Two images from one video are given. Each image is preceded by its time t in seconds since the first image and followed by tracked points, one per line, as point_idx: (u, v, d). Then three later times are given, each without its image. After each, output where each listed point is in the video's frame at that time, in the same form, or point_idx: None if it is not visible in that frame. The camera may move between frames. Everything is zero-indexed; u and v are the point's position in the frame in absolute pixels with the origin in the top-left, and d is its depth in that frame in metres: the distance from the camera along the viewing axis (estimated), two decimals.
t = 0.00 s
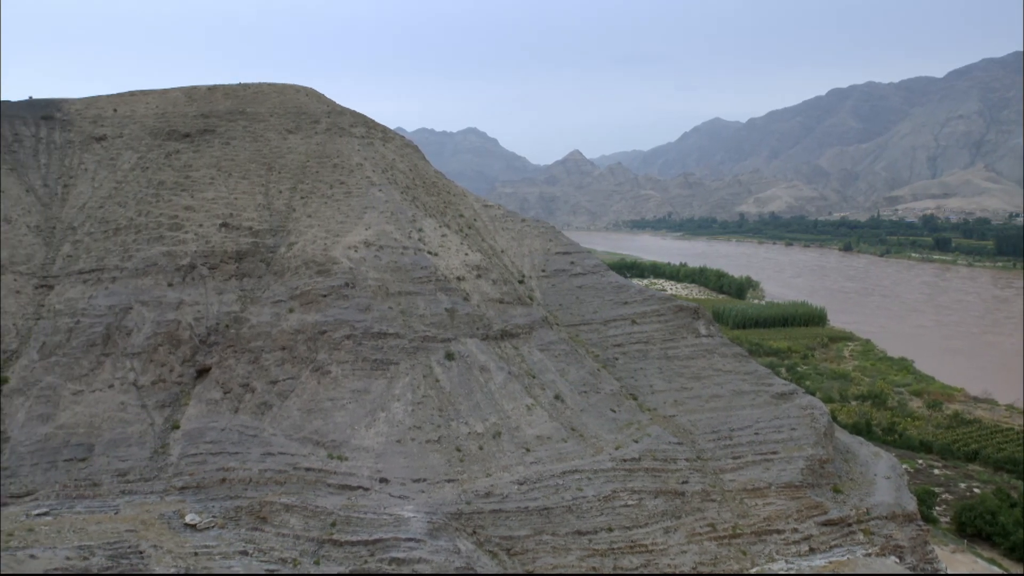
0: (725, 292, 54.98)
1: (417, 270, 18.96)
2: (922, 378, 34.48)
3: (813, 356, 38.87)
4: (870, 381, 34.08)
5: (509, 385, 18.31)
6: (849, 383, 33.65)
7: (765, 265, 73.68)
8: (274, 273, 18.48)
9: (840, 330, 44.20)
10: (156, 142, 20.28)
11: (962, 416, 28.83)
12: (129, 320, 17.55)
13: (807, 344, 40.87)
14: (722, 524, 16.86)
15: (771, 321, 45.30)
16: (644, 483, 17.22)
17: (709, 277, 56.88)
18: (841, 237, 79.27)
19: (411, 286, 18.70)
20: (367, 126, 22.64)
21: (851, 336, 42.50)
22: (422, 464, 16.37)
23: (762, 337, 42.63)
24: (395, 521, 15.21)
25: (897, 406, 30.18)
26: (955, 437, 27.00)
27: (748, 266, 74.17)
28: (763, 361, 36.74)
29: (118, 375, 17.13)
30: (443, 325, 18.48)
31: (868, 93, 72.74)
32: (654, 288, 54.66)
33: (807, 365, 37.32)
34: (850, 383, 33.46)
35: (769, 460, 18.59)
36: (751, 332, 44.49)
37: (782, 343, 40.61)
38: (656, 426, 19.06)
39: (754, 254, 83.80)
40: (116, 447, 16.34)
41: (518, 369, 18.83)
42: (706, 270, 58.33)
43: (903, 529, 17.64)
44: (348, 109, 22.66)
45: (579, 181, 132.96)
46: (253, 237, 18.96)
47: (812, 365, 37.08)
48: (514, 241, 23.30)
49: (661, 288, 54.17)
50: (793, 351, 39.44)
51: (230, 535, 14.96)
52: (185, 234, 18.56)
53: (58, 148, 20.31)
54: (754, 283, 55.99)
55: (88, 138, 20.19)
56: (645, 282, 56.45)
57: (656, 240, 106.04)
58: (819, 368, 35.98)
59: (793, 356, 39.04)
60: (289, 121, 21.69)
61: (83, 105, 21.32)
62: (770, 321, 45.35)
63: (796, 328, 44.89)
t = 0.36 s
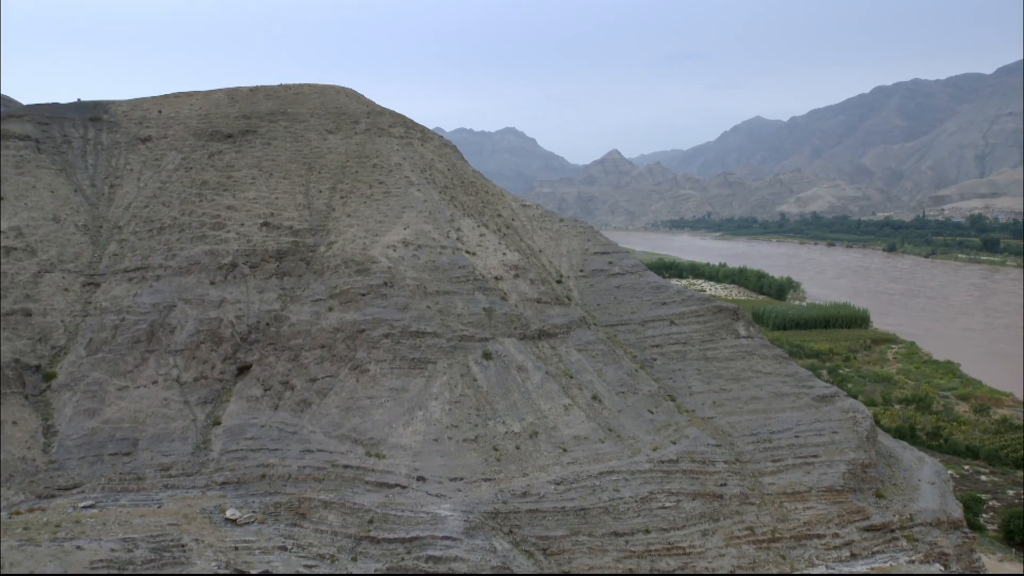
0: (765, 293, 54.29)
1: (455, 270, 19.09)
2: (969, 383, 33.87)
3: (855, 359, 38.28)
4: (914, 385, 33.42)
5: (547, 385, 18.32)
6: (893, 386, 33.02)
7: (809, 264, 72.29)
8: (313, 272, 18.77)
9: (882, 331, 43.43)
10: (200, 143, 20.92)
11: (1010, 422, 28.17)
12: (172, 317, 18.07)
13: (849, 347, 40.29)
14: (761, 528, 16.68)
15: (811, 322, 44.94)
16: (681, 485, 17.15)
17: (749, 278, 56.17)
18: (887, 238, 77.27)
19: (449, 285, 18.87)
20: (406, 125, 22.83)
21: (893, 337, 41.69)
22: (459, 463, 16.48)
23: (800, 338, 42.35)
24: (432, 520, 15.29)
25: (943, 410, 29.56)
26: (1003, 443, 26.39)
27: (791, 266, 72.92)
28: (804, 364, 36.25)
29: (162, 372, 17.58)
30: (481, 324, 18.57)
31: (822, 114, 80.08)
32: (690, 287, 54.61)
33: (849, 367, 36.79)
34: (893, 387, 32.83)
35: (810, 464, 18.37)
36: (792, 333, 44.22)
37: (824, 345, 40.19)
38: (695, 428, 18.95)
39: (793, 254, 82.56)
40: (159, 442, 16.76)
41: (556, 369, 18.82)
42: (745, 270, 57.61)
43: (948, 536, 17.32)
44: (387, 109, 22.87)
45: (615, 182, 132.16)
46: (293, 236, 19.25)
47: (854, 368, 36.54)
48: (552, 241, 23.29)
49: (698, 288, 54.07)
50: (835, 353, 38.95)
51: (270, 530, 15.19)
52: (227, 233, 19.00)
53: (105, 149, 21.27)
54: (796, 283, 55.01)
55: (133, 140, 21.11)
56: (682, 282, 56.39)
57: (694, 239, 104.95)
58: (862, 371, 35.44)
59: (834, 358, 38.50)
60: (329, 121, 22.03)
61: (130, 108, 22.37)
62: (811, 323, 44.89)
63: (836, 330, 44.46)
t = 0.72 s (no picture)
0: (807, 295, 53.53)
1: (493, 270, 19.31)
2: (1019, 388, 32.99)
3: (898, 362, 37.54)
4: (961, 389, 32.64)
5: (585, 385, 18.35)
6: (938, 390, 32.29)
7: (854, 263, 70.59)
8: (353, 272, 19.17)
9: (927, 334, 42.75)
10: (242, 143, 21.43)
11: None
12: (215, 315, 18.55)
13: (893, 349, 39.48)
14: (802, 532, 16.48)
15: (853, 325, 44.43)
16: (720, 488, 17.08)
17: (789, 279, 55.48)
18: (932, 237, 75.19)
19: (488, 285, 19.09)
20: (445, 125, 23.08)
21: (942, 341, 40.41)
22: (496, 463, 16.64)
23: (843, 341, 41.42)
24: (469, 519, 15.42)
25: (991, 415, 28.88)
26: None
27: (835, 265, 71.36)
28: (846, 366, 35.67)
29: (205, 369, 18.04)
30: (519, 324, 18.75)
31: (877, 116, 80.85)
32: (729, 288, 53.84)
33: (892, 370, 36.13)
34: (940, 391, 32.11)
35: (852, 468, 18.16)
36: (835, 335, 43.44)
37: (868, 347, 39.36)
38: (734, 430, 18.86)
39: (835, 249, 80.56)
40: (202, 438, 17.17)
41: (594, 370, 18.80)
42: (786, 271, 56.92)
43: (995, 545, 16.95)
44: (426, 109, 23.15)
45: (656, 181, 129.17)
46: (333, 236, 19.65)
47: (898, 370, 35.88)
48: (590, 241, 23.29)
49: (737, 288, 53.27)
50: (879, 356, 38.15)
51: (309, 526, 15.40)
52: (269, 233, 19.46)
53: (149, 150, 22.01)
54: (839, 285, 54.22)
55: (178, 141, 21.66)
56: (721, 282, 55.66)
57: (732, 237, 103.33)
58: (906, 374, 34.77)
59: (878, 361, 37.69)
60: (369, 121, 22.34)
61: (174, 109, 22.98)
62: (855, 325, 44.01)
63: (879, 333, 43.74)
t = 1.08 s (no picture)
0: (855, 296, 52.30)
1: (536, 269, 19.48)
2: None
3: (950, 365, 36.52)
4: (1016, 394, 31.58)
5: (627, 386, 18.48)
6: (991, 395, 31.33)
7: (905, 263, 68.65)
8: (396, 271, 19.45)
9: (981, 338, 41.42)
10: (288, 143, 22.00)
11: None
12: (260, 313, 18.95)
13: (944, 352, 38.45)
14: (848, 538, 16.22)
15: (902, 327, 42.52)
16: (764, 492, 16.91)
17: (837, 279, 54.27)
18: (980, 237, 72.13)
19: (531, 284, 19.26)
20: (488, 125, 23.35)
21: (995, 346, 39.40)
22: (538, 463, 16.72)
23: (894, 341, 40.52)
24: (510, 518, 15.45)
25: None
26: None
27: (884, 264, 69.39)
28: (895, 369, 34.84)
29: (250, 366, 18.42)
30: (561, 324, 18.91)
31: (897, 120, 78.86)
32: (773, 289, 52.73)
33: (943, 374, 34.96)
34: (993, 396, 31.16)
35: (900, 474, 17.87)
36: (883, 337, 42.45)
37: (918, 350, 38.37)
38: (779, 433, 18.66)
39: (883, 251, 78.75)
40: (247, 433, 17.52)
41: (636, 370, 18.93)
42: (834, 270, 55.60)
43: None
44: (468, 110, 23.50)
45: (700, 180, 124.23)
46: (377, 235, 20.00)
47: (950, 374, 34.90)
48: (633, 241, 23.19)
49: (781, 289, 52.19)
50: (929, 359, 37.15)
51: (352, 522, 15.59)
52: (314, 232, 19.85)
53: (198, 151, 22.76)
54: (886, 287, 52.33)
55: (225, 141, 22.27)
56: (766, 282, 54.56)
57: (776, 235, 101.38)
58: (958, 378, 33.85)
59: (929, 364, 36.69)
60: (412, 122, 22.83)
61: (223, 110, 23.81)
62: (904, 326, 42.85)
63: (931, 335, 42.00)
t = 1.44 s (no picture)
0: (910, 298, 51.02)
1: (583, 269, 19.70)
2: None
3: (1011, 371, 35.33)
4: None
5: (674, 387, 18.44)
6: None
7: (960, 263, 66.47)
8: (444, 270, 19.83)
9: None
10: (338, 144, 22.72)
11: None
12: (310, 311, 19.38)
13: (1004, 357, 37.25)
14: (901, 546, 15.84)
15: (959, 330, 41.47)
16: (814, 496, 16.63)
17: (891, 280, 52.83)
18: None
19: (579, 284, 19.48)
20: (536, 125, 23.64)
21: None
22: (584, 463, 16.73)
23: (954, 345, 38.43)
24: (555, 518, 15.44)
25: None
26: None
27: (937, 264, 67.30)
28: (953, 374, 33.80)
29: (300, 363, 18.80)
30: (608, 324, 19.10)
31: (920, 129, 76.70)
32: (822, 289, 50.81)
33: (1005, 378, 34.01)
34: None
35: (956, 481, 17.42)
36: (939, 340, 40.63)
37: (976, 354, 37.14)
38: (830, 437, 18.35)
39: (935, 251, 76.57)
40: (296, 429, 17.86)
41: (683, 372, 18.90)
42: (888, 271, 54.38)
43: None
44: (516, 109, 23.85)
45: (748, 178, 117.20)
46: (425, 234, 20.41)
47: (1010, 379, 33.75)
48: (682, 240, 23.02)
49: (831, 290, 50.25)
50: (988, 363, 35.94)
51: (398, 519, 15.74)
52: (362, 232, 20.34)
53: (250, 151, 23.68)
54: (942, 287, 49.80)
55: (277, 142, 23.07)
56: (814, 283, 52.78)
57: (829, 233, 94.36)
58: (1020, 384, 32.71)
59: (988, 368, 35.54)
60: (460, 122, 23.34)
61: (274, 111, 24.68)
62: (962, 329, 41.51)
63: (989, 339, 41.04)
